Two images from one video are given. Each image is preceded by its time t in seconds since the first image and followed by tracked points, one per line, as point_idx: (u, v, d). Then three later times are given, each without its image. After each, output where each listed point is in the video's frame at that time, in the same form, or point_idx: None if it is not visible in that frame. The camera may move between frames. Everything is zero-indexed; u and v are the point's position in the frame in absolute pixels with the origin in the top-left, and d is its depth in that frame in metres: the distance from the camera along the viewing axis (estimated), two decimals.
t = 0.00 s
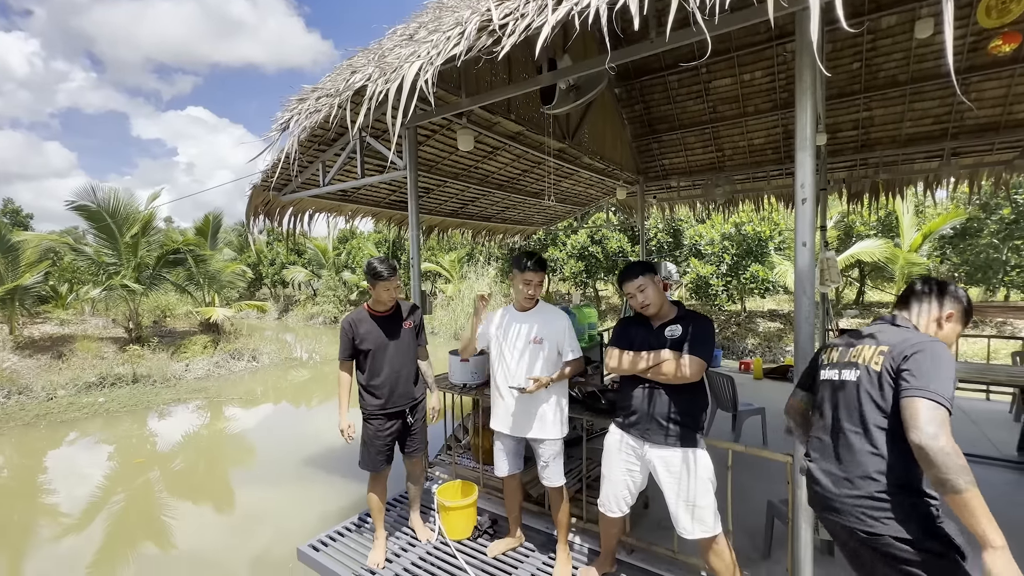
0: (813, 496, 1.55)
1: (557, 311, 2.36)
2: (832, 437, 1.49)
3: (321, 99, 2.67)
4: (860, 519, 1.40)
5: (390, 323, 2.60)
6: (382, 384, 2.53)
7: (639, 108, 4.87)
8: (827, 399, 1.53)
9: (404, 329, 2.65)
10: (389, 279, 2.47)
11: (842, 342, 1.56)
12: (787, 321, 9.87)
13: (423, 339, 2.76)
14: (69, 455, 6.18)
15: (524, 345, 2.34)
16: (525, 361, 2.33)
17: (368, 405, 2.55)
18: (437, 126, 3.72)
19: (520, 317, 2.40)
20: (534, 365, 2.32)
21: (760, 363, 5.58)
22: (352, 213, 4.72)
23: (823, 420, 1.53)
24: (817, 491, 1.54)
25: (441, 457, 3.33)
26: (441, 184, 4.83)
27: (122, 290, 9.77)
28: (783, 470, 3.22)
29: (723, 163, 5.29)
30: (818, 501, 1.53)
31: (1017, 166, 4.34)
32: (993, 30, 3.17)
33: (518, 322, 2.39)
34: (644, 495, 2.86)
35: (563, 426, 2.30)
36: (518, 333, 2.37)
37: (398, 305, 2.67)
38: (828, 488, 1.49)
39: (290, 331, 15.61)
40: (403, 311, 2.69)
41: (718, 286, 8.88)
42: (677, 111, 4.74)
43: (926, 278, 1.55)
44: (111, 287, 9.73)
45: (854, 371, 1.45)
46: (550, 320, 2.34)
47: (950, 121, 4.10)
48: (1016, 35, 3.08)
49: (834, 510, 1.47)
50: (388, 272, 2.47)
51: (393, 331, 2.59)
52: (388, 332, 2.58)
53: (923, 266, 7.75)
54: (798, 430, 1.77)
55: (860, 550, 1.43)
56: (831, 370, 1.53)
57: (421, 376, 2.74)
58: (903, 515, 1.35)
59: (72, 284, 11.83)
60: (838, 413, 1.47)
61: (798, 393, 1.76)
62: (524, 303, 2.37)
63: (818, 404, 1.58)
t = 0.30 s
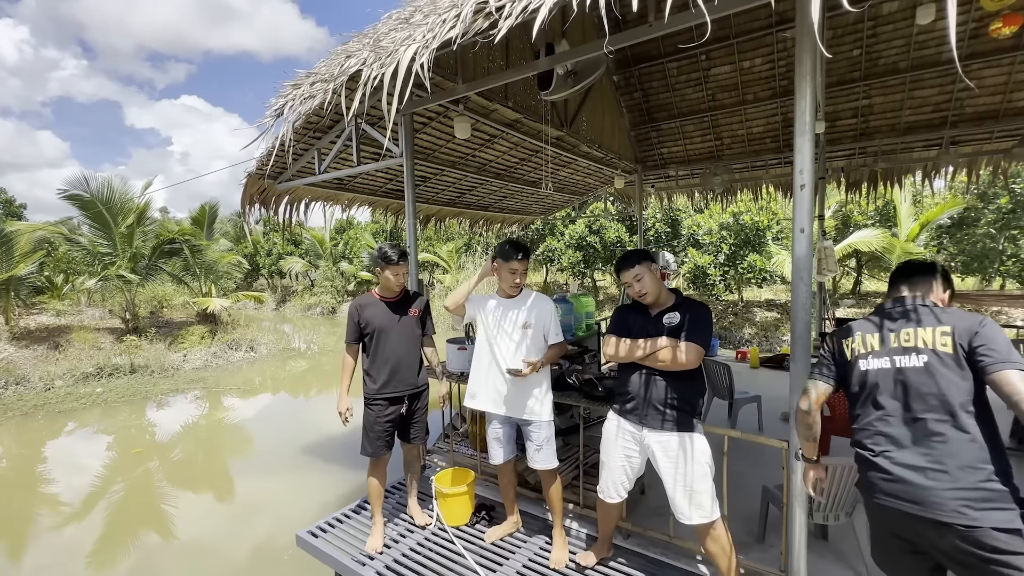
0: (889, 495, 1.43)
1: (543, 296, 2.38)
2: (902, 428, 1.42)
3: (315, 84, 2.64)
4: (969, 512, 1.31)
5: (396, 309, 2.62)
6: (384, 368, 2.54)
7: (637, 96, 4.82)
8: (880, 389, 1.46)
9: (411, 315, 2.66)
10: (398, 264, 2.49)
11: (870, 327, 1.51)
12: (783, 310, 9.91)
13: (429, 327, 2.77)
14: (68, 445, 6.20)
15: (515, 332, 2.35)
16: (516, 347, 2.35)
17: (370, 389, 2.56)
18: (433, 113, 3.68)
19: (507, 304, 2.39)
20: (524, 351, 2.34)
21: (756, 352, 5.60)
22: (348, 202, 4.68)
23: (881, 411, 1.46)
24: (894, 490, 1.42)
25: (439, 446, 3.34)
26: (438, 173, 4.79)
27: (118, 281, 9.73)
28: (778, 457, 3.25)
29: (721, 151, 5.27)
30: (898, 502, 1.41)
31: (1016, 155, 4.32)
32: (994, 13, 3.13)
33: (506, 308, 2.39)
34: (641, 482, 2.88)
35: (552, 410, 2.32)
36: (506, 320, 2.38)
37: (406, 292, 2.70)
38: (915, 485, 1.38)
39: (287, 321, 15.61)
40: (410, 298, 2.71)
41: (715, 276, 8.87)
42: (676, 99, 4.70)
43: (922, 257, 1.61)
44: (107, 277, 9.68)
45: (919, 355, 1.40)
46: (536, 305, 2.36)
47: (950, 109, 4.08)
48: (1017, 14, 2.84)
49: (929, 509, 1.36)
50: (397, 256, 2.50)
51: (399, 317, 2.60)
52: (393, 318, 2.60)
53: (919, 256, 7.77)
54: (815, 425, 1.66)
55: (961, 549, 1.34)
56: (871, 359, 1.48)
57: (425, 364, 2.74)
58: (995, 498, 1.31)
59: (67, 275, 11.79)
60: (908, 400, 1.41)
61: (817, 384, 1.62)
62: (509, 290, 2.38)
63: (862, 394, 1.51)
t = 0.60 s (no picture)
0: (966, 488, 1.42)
1: (539, 282, 2.42)
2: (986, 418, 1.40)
3: (313, 70, 2.62)
4: None
5: (403, 295, 2.67)
6: (387, 351, 2.60)
7: (635, 84, 4.80)
8: (961, 375, 1.44)
9: (417, 301, 2.71)
10: (406, 248, 2.54)
11: (954, 309, 1.47)
12: (778, 300, 10.00)
13: (435, 315, 2.79)
14: (65, 435, 6.20)
15: (512, 316, 2.37)
16: (513, 331, 2.37)
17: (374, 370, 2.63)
18: (431, 100, 3.66)
19: (504, 288, 2.41)
20: (521, 337, 2.36)
21: (751, 340, 5.65)
22: (345, 191, 4.66)
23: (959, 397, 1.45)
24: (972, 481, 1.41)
25: (439, 432, 3.38)
26: (436, 161, 4.78)
27: (112, 271, 9.66)
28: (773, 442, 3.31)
29: (718, 141, 5.28)
30: (975, 494, 1.40)
31: (1010, 144, 4.35)
32: None
33: (503, 293, 2.41)
34: (638, 466, 2.93)
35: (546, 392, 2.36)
36: (503, 304, 2.40)
37: (415, 278, 2.74)
38: (998, 477, 1.37)
39: (283, 312, 15.57)
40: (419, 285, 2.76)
41: (711, 266, 8.80)
42: (674, 88, 4.69)
43: (981, 238, 1.64)
44: (101, 267, 9.61)
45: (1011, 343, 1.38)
46: (533, 290, 2.40)
47: (945, 98, 4.10)
48: None
49: (1011, 501, 1.36)
50: (406, 241, 2.54)
51: (405, 303, 2.65)
52: (399, 303, 2.65)
53: (913, 246, 7.84)
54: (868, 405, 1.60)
55: None
56: (954, 343, 1.45)
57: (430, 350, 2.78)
58: None
59: (61, 265, 11.69)
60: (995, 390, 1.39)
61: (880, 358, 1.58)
62: (505, 276, 2.40)
63: (936, 379, 1.49)
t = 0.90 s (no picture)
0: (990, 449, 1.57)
1: (539, 265, 2.45)
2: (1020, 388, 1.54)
3: (312, 52, 2.59)
4: None
5: (407, 278, 2.69)
6: (387, 332, 2.64)
7: (632, 71, 4.79)
8: (1003, 344, 1.56)
9: (419, 284, 2.71)
10: (412, 233, 2.56)
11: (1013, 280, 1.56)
12: (771, 288, 10.10)
13: (437, 299, 2.79)
14: (59, 424, 6.17)
15: (511, 298, 2.40)
16: (511, 313, 2.40)
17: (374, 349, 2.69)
18: (429, 84, 3.64)
19: (503, 270, 2.44)
20: (517, 319, 2.39)
21: (744, 327, 5.73)
22: (340, 176, 4.63)
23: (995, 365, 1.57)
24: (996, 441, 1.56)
25: (438, 415, 3.43)
26: (433, 147, 4.76)
27: (103, 259, 9.56)
28: (766, 423, 3.39)
29: (715, 128, 5.28)
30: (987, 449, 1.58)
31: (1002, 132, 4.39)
32: None
33: (502, 275, 2.44)
34: (635, 447, 3.00)
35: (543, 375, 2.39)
36: (501, 286, 2.43)
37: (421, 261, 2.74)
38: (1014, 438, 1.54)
39: (277, 301, 15.50)
40: (424, 268, 2.75)
41: (706, 254, 8.83)
42: (671, 75, 4.68)
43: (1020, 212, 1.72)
44: (93, 256, 9.49)
45: None
46: (532, 272, 2.42)
47: (940, 86, 4.13)
48: None
49: None
50: (422, 228, 2.58)
51: (407, 286, 2.67)
52: (401, 286, 2.66)
53: (904, 235, 7.93)
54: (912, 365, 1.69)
55: None
56: (1009, 314, 1.55)
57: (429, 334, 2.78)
58: None
59: (50, 254, 11.54)
60: None
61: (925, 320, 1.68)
62: (506, 258, 2.43)
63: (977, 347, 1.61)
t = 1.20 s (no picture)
0: (940, 416, 1.75)
1: (534, 248, 2.47)
2: (968, 360, 1.70)
3: (306, 33, 2.56)
4: (1003, 430, 1.63)
5: (396, 263, 2.70)
6: (379, 317, 2.65)
7: (628, 57, 4.77)
8: (952, 321, 1.75)
9: (407, 269, 2.73)
10: (399, 219, 2.58)
11: (958, 266, 1.76)
12: (763, 277, 10.19)
13: (426, 282, 2.83)
14: (50, 415, 6.12)
15: (510, 282, 2.41)
16: (510, 297, 2.41)
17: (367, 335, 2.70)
18: (424, 69, 3.61)
19: (501, 254, 2.44)
20: (516, 304, 2.41)
21: (737, 315, 5.79)
22: (334, 163, 4.60)
23: (944, 341, 1.76)
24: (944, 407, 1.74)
25: (434, 400, 3.46)
26: (427, 134, 4.73)
27: (93, 248, 9.42)
28: (757, 406, 3.45)
29: (710, 116, 5.28)
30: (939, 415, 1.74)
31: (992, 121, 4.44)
32: None
33: (501, 259, 2.44)
34: (630, 430, 3.07)
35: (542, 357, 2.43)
36: (500, 270, 2.43)
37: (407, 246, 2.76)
38: (962, 404, 1.70)
39: (270, 291, 15.40)
40: (410, 252, 2.78)
41: (699, 243, 8.90)
42: (666, 62, 4.67)
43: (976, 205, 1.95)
44: (82, 244, 9.35)
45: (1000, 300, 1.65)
46: (529, 255, 2.44)
47: (933, 75, 4.15)
48: None
49: (976, 427, 1.67)
50: (405, 212, 2.60)
51: (397, 272, 2.68)
52: (391, 271, 2.68)
53: (894, 225, 8.02)
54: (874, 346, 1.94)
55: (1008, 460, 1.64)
56: (955, 296, 1.74)
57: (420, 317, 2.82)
58: None
59: (37, 243, 11.36)
60: (977, 337, 1.69)
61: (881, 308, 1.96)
62: (504, 240, 2.42)
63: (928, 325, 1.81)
